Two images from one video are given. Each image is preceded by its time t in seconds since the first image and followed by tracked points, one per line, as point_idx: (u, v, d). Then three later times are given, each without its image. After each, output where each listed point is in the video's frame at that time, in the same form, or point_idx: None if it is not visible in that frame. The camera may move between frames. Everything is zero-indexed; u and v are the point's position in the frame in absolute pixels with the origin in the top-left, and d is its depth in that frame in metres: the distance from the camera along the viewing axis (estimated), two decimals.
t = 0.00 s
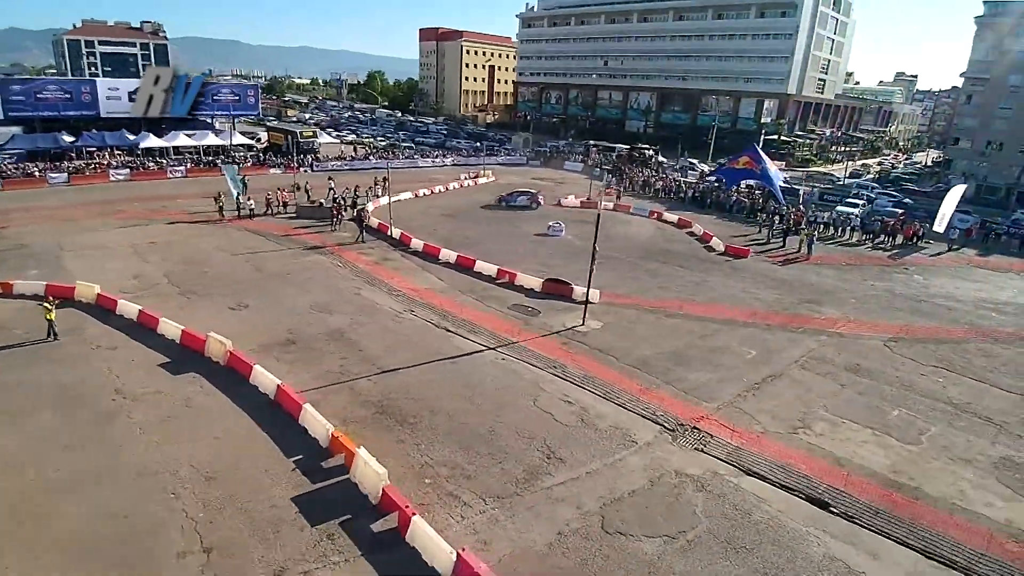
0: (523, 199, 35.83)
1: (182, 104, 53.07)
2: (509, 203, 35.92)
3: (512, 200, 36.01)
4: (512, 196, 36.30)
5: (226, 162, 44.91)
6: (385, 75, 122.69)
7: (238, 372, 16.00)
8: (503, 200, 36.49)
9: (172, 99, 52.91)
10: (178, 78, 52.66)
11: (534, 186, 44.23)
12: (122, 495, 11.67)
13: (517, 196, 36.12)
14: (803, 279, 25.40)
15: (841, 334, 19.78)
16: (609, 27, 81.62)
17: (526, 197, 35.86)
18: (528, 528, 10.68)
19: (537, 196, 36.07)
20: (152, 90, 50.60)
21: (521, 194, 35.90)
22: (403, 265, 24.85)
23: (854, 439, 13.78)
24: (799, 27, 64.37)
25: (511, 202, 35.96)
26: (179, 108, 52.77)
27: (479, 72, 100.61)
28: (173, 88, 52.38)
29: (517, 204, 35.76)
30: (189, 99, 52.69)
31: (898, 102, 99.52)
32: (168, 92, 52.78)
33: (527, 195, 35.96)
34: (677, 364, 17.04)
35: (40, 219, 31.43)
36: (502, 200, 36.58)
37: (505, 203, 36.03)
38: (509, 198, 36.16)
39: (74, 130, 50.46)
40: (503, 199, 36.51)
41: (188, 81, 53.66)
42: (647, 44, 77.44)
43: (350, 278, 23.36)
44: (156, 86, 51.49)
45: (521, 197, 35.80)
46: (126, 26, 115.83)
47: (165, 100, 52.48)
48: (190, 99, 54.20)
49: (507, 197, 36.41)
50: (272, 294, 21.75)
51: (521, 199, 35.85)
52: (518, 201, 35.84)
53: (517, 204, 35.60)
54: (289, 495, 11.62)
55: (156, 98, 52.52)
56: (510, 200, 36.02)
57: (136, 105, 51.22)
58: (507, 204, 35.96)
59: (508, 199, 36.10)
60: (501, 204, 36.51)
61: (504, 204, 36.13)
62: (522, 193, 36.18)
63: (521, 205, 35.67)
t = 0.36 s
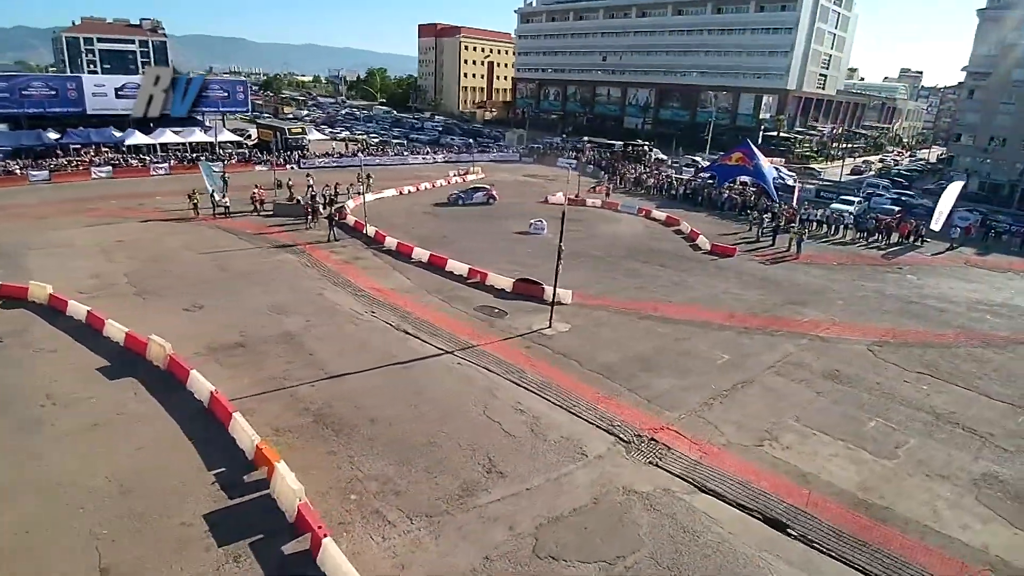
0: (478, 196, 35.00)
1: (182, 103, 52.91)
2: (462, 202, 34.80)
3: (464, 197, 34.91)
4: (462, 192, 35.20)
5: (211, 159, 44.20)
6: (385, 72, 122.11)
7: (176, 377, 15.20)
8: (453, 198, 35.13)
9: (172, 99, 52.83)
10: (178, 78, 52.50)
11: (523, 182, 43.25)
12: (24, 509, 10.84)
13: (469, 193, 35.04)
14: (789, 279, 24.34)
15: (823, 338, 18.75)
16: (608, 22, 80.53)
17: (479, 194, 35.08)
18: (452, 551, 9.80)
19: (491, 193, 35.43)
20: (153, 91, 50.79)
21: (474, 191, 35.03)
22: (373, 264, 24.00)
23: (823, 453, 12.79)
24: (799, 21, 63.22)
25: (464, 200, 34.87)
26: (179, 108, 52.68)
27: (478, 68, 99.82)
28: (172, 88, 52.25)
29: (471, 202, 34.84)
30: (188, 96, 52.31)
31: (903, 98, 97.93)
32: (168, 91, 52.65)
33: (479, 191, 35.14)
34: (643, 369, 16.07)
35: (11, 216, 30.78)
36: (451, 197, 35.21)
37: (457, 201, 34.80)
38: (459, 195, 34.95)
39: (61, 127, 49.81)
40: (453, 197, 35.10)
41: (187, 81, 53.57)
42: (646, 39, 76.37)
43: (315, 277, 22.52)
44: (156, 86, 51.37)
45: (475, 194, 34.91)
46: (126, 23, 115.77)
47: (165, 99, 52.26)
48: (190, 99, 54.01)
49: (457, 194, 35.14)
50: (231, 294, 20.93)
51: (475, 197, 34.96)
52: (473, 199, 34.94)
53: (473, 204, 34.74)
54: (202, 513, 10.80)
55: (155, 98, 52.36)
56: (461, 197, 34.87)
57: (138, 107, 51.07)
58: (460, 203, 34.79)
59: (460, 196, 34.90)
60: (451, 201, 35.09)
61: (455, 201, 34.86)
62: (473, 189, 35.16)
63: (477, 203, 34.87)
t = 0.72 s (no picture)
0: (437, 191, 33.49)
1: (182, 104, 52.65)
2: (426, 198, 32.85)
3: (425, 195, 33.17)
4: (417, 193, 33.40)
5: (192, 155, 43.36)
6: (384, 69, 121.33)
7: (100, 385, 14.32)
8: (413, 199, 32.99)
9: (172, 99, 52.75)
10: (179, 78, 52.42)
11: (509, 179, 42.15)
12: None
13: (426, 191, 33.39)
14: (772, 280, 23.22)
15: (799, 343, 17.66)
16: (607, 18, 79.50)
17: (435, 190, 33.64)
18: None
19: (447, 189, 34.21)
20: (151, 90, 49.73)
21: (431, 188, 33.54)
22: (336, 264, 23.09)
23: (782, 471, 11.73)
24: (799, 16, 62.46)
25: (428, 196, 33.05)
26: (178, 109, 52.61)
27: (476, 65, 98.77)
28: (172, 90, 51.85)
29: (436, 196, 33.14)
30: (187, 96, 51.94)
31: (909, 94, 96.33)
32: (168, 91, 52.59)
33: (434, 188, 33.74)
34: (598, 378, 15.04)
35: None
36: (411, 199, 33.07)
37: (421, 199, 32.79)
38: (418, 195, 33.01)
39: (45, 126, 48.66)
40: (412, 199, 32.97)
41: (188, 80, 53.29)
42: (645, 34, 75.40)
43: (272, 277, 21.62)
44: (155, 86, 51.43)
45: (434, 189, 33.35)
46: (125, 20, 115.66)
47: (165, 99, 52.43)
48: (191, 98, 53.81)
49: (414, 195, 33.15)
50: (182, 295, 20.06)
51: (436, 192, 33.40)
52: (436, 194, 33.32)
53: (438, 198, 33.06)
54: (91, 535, 9.91)
55: (155, 97, 52.46)
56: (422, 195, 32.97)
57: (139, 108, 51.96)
58: (425, 200, 32.84)
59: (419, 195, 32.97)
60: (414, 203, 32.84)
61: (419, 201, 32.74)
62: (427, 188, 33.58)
63: (441, 197, 33.30)
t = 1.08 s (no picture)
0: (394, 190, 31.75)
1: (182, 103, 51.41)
2: (393, 197, 31.05)
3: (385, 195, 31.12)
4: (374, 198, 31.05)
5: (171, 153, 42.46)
6: (381, 67, 120.56)
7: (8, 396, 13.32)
8: (379, 203, 30.70)
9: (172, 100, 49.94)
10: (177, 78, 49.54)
11: (493, 176, 41.00)
12: None
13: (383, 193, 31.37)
14: (751, 283, 22.00)
15: (770, 353, 16.47)
16: (603, 14, 78.36)
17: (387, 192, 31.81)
18: None
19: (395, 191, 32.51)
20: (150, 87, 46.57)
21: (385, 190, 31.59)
22: (293, 265, 22.05)
23: (730, 500, 10.60)
24: (798, 10, 61.18)
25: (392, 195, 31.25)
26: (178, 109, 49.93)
27: (473, 62, 97.86)
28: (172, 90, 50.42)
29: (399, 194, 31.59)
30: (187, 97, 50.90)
31: (912, 91, 95.22)
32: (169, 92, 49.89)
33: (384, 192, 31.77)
34: (544, 391, 13.93)
35: None
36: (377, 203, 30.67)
37: (390, 199, 30.91)
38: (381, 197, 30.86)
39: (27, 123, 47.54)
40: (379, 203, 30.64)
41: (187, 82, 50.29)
42: (641, 30, 74.22)
43: (223, 279, 20.60)
44: (155, 85, 48.88)
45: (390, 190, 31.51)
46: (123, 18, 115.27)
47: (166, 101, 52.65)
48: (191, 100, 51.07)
49: (375, 200, 30.80)
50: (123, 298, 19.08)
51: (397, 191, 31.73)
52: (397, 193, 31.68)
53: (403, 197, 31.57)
54: None
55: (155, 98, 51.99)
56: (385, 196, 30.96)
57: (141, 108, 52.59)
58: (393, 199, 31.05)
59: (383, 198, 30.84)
60: (384, 206, 30.65)
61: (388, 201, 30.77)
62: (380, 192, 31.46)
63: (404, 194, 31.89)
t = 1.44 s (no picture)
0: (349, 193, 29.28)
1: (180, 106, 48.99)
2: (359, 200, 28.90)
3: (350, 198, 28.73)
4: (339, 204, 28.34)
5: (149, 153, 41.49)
6: (377, 65, 119.80)
7: None
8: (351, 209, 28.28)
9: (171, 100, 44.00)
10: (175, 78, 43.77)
11: (475, 176, 39.99)
12: None
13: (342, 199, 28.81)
14: (723, 289, 20.98)
15: (731, 365, 15.46)
16: (597, 12, 77.38)
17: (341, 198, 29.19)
18: None
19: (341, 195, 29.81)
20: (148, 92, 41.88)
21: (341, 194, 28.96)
22: (246, 269, 21.20)
23: (661, 534, 9.65)
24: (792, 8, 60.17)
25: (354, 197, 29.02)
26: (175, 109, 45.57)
27: (469, 61, 97.07)
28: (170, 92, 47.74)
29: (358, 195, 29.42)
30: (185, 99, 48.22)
31: (912, 90, 94.31)
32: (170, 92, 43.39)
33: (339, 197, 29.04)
34: (480, 407, 13.01)
35: None
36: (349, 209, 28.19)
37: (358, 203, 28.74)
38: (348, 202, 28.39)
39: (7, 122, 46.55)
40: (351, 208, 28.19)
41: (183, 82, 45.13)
42: (636, 28, 73.23)
43: (169, 285, 19.75)
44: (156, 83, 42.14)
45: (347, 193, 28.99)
46: (119, 18, 114.75)
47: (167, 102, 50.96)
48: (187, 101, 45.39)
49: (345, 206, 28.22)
50: (61, 304, 18.22)
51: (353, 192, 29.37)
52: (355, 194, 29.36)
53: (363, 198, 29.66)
54: None
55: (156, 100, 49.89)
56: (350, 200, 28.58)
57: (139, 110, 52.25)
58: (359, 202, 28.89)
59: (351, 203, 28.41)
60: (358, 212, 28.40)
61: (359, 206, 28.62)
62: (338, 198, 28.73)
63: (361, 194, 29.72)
